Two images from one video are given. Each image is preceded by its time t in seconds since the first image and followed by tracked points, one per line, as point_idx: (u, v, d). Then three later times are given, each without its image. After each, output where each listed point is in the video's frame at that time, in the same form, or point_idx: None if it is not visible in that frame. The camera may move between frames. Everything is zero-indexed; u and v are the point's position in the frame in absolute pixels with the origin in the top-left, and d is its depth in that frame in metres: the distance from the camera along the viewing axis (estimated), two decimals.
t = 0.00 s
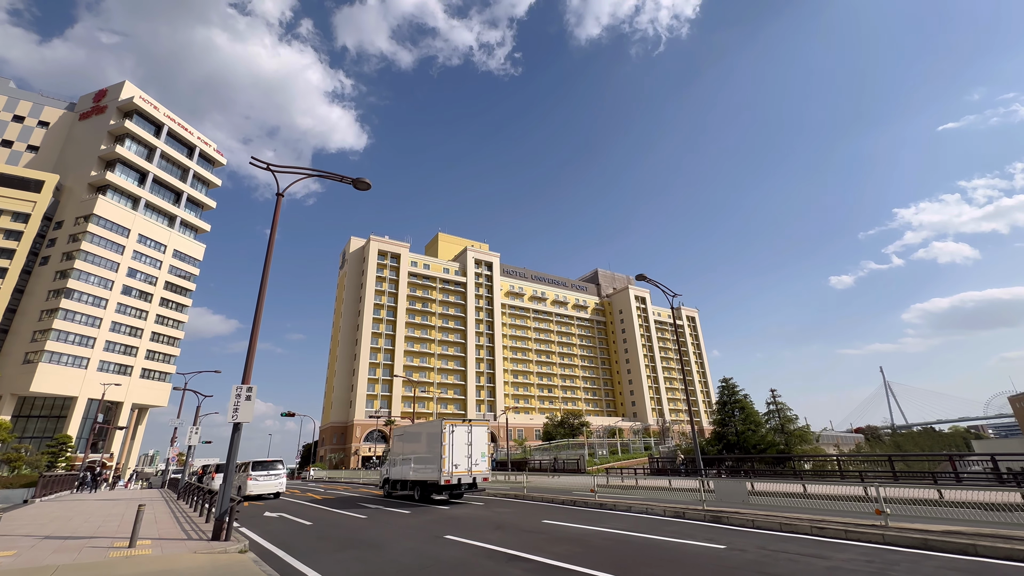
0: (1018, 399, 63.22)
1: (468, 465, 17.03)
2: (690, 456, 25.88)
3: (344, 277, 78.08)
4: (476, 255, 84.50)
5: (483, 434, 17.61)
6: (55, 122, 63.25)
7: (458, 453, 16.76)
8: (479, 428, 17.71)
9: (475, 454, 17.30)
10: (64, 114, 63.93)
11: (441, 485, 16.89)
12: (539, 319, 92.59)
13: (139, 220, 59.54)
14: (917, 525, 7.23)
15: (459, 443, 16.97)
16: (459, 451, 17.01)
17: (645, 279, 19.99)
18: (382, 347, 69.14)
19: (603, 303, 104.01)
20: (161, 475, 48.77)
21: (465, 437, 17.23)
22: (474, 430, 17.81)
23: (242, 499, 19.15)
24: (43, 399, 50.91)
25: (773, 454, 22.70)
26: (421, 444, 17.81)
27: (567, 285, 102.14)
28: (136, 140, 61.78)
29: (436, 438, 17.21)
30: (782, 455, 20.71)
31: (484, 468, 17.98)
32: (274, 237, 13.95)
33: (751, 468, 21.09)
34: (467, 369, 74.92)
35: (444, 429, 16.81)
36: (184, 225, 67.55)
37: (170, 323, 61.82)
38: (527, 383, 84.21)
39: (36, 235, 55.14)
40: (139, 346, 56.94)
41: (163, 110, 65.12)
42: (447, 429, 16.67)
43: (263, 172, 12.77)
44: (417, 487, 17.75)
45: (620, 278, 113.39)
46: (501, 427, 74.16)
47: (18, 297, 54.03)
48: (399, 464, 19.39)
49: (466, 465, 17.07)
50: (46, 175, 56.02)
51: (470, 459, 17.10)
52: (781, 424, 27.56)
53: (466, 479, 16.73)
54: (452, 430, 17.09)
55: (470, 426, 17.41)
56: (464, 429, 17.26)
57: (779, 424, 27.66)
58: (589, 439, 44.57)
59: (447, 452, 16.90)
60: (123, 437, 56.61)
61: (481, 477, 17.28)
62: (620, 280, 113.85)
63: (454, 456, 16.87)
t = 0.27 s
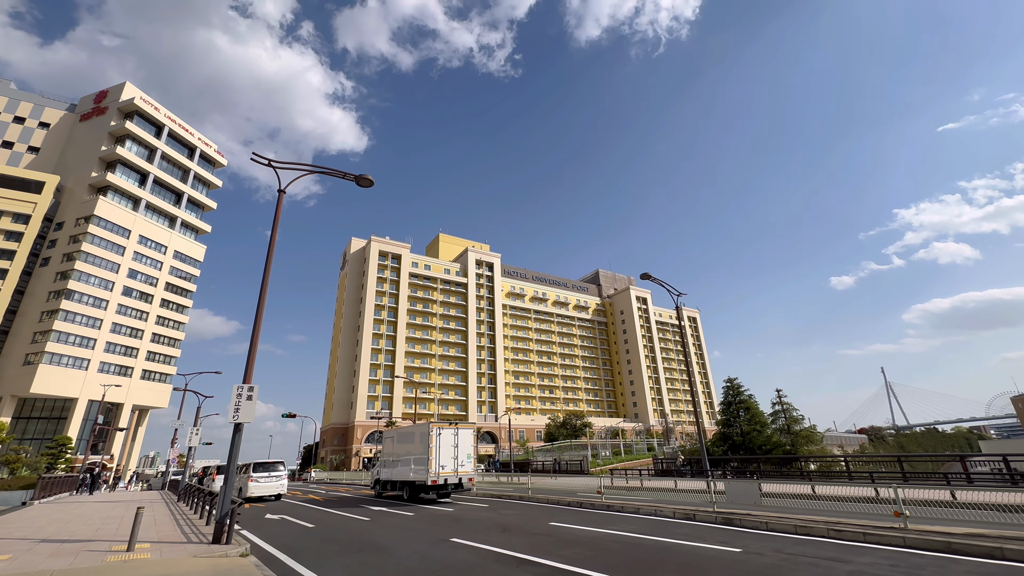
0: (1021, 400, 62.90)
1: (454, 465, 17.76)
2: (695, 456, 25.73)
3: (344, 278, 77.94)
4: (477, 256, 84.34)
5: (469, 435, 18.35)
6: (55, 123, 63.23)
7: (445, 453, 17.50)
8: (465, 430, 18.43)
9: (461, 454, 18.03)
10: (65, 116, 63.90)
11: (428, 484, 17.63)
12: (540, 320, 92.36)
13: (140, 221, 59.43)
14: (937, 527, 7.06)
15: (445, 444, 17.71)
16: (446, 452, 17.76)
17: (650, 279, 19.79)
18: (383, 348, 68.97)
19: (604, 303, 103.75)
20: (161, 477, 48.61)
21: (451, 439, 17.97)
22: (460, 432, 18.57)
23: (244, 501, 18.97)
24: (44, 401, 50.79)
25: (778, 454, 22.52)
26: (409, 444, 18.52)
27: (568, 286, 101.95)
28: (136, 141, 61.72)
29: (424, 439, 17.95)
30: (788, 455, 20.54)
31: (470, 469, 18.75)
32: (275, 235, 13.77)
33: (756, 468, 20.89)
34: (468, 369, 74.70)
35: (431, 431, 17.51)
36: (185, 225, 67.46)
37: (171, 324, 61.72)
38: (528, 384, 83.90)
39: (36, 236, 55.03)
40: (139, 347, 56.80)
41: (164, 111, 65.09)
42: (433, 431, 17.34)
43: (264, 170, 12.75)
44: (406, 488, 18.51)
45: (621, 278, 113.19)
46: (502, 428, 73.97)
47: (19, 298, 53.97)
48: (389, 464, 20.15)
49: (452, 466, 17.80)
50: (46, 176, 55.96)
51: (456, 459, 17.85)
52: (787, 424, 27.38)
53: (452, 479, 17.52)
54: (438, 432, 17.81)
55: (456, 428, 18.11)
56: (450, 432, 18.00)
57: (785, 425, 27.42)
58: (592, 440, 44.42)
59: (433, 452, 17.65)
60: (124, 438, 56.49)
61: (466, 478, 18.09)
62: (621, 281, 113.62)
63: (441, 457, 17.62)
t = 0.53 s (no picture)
0: None
1: (442, 467, 18.92)
2: (701, 458, 25.52)
3: (346, 279, 77.77)
4: (478, 257, 84.19)
5: (456, 439, 19.50)
6: (57, 125, 63.24)
7: (432, 456, 18.77)
8: (453, 434, 19.59)
9: (448, 457, 19.26)
10: (66, 118, 63.93)
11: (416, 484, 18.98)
12: (541, 321, 92.11)
13: (141, 223, 59.36)
14: (960, 532, 6.87)
15: (433, 447, 19.05)
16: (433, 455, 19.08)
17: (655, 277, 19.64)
18: (384, 349, 68.77)
19: (606, 304, 103.51)
20: (162, 479, 48.47)
21: (439, 442, 19.11)
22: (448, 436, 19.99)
23: (246, 503, 18.77)
24: (45, 403, 50.68)
25: (785, 455, 22.25)
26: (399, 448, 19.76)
27: (570, 287, 101.71)
28: (138, 143, 61.70)
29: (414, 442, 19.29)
30: (795, 456, 20.33)
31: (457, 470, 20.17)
32: (278, 232, 13.50)
33: (764, 470, 20.66)
34: (470, 371, 74.47)
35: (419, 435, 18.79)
36: (186, 227, 67.40)
37: (172, 326, 61.62)
38: (529, 386, 83.62)
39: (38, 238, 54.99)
40: (140, 349, 56.68)
41: (165, 112, 65.11)
42: (422, 434, 18.57)
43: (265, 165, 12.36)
44: (397, 488, 19.62)
45: (622, 279, 112.94)
46: (504, 430, 73.70)
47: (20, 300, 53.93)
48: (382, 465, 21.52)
49: (440, 468, 18.99)
50: (48, 178, 55.92)
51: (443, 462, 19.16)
52: (794, 424, 27.13)
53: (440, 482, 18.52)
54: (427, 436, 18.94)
55: (444, 432, 19.32)
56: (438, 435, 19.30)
57: (792, 426, 27.17)
58: (595, 441, 44.17)
59: (421, 455, 19.05)
60: (125, 440, 56.36)
61: (453, 479, 19.24)
62: (623, 282, 113.36)
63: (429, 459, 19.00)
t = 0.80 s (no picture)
0: None
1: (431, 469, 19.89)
2: (707, 459, 25.31)
3: (347, 280, 77.65)
4: (480, 258, 84.01)
5: (445, 441, 20.49)
6: (59, 128, 63.31)
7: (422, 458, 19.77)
8: (442, 437, 20.60)
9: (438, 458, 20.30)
10: (68, 120, 63.99)
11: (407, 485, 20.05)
12: (543, 322, 91.90)
13: (143, 225, 59.34)
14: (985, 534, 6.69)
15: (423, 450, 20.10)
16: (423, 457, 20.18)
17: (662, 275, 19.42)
18: (386, 351, 68.62)
19: (607, 305, 103.27)
20: (164, 481, 48.31)
21: (428, 444, 20.08)
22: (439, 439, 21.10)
23: (248, 506, 18.58)
24: (47, 405, 50.60)
25: (793, 456, 22.02)
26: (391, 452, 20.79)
27: (572, 288, 101.50)
28: (139, 145, 61.72)
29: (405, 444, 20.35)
30: (803, 457, 20.13)
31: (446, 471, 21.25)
32: (281, 231, 13.22)
33: (772, 471, 20.42)
34: (471, 372, 74.30)
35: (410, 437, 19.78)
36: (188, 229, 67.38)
37: (174, 328, 61.54)
38: (531, 387, 83.36)
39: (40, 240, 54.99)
40: (142, 351, 56.60)
41: (167, 114, 65.16)
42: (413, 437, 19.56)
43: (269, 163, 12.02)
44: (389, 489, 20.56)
45: (624, 280, 112.71)
46: (506, 431, 73.49)
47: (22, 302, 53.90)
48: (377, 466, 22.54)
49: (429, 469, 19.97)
50: (50, 180, 55.93)
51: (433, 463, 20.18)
52: (802, 425, 26.88)
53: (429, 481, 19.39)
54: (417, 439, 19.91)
55: (433, 435, 20.32)
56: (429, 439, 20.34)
57: (799, 426, 26.94)
58: (599, 442, 43.97)
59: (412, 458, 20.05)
60: (126, 442, 56.23)
61: (443, 479, 20.22)
62: (625, 283, 113.13)
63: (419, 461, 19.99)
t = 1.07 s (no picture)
0: None
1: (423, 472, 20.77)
2: (714, 461, 25.05)
3: (350, 282, 77.62)
4: (482, 260, 83.89)
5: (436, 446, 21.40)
6: (63, 131, 63.53)
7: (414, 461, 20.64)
8: (433, 441, 21.50)
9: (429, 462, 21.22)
10: (72, 123, 64.19)
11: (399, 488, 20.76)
12: (546, 324, 91.68)
13: (146, 227, 59.41)
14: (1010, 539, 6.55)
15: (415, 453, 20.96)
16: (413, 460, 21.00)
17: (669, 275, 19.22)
18: (389, 353, 68.49)
19: (610, 307, 102.99)
20: (167, 483, 48.18)
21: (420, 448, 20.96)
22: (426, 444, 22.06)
23: (252, 509, 18.42)
24: (50, 407, 50.55)
25: (802, 458, 21.75)
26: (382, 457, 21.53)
27: (574, 289, 101.26)
28: (143, 147, 61.87)
29: (399, 448, 21.33)
30: (813, 459, 19.88)
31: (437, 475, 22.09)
32: (285, 230, 13.02)
33: (781, 473, 20.13)
34: (474, 374, 74.11)
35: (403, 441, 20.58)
36: (191, 231, 67.45)
37: (177, 330, 61.53)
38: (534, 389, 83.09)
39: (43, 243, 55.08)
40: (145, 353, 56.58)
41: (170, 117, 65.34)
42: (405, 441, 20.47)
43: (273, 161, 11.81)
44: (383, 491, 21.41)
45: (626, 282, 112.39)
46: (509, 433, 73.24)
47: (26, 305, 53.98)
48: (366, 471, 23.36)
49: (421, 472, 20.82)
50: (53, 183, 56.06)
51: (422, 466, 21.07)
52: (810, 427, 26.59)
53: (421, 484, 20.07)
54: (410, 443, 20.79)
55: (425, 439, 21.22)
56: (420, 442, 21.36)
57: (807, 428, 26.66)
58: (604, 445, 43.73)
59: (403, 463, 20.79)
60: (129, 445, 56.17)
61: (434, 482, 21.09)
62: (627, 285, 112.86)
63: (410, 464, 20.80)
